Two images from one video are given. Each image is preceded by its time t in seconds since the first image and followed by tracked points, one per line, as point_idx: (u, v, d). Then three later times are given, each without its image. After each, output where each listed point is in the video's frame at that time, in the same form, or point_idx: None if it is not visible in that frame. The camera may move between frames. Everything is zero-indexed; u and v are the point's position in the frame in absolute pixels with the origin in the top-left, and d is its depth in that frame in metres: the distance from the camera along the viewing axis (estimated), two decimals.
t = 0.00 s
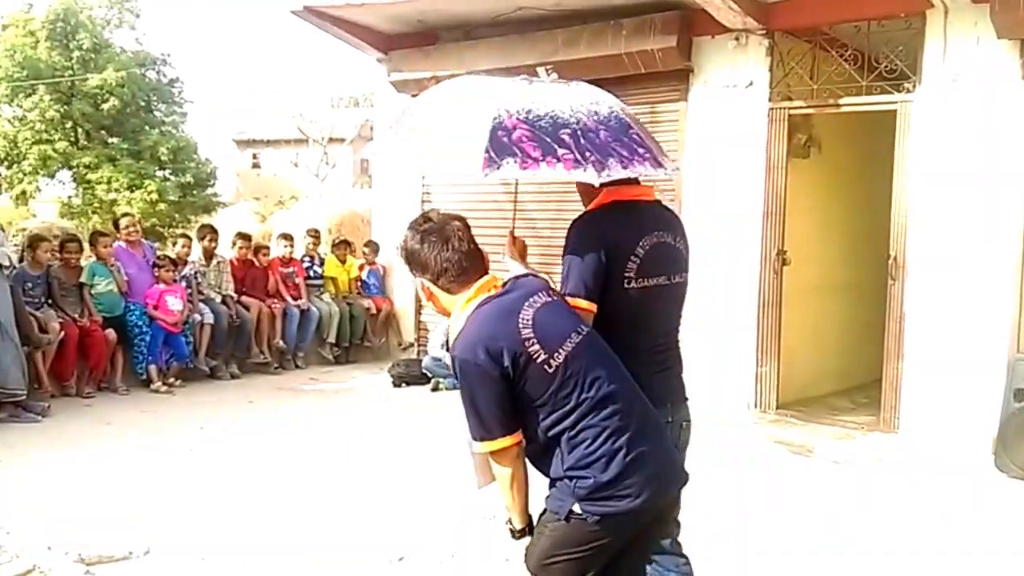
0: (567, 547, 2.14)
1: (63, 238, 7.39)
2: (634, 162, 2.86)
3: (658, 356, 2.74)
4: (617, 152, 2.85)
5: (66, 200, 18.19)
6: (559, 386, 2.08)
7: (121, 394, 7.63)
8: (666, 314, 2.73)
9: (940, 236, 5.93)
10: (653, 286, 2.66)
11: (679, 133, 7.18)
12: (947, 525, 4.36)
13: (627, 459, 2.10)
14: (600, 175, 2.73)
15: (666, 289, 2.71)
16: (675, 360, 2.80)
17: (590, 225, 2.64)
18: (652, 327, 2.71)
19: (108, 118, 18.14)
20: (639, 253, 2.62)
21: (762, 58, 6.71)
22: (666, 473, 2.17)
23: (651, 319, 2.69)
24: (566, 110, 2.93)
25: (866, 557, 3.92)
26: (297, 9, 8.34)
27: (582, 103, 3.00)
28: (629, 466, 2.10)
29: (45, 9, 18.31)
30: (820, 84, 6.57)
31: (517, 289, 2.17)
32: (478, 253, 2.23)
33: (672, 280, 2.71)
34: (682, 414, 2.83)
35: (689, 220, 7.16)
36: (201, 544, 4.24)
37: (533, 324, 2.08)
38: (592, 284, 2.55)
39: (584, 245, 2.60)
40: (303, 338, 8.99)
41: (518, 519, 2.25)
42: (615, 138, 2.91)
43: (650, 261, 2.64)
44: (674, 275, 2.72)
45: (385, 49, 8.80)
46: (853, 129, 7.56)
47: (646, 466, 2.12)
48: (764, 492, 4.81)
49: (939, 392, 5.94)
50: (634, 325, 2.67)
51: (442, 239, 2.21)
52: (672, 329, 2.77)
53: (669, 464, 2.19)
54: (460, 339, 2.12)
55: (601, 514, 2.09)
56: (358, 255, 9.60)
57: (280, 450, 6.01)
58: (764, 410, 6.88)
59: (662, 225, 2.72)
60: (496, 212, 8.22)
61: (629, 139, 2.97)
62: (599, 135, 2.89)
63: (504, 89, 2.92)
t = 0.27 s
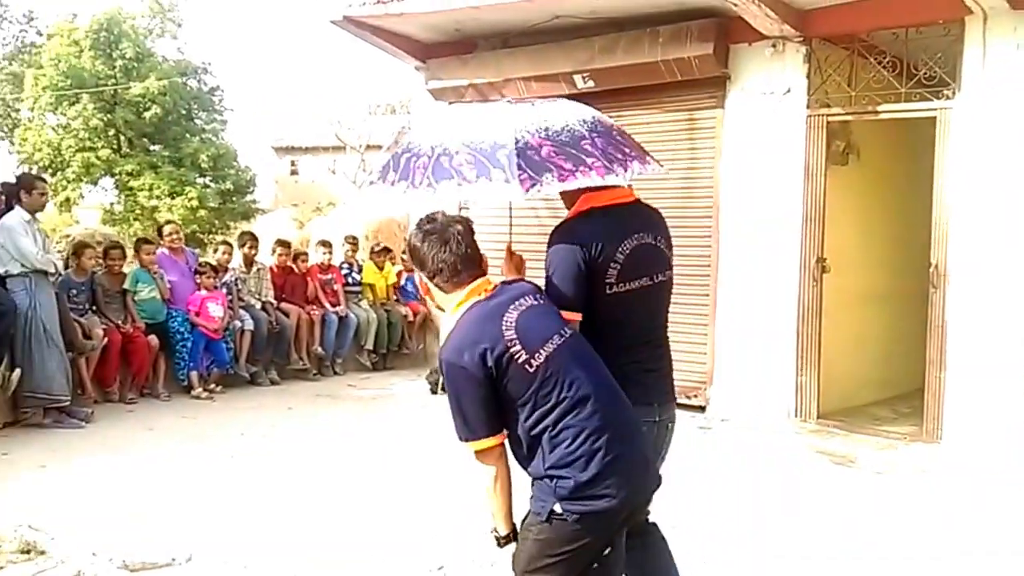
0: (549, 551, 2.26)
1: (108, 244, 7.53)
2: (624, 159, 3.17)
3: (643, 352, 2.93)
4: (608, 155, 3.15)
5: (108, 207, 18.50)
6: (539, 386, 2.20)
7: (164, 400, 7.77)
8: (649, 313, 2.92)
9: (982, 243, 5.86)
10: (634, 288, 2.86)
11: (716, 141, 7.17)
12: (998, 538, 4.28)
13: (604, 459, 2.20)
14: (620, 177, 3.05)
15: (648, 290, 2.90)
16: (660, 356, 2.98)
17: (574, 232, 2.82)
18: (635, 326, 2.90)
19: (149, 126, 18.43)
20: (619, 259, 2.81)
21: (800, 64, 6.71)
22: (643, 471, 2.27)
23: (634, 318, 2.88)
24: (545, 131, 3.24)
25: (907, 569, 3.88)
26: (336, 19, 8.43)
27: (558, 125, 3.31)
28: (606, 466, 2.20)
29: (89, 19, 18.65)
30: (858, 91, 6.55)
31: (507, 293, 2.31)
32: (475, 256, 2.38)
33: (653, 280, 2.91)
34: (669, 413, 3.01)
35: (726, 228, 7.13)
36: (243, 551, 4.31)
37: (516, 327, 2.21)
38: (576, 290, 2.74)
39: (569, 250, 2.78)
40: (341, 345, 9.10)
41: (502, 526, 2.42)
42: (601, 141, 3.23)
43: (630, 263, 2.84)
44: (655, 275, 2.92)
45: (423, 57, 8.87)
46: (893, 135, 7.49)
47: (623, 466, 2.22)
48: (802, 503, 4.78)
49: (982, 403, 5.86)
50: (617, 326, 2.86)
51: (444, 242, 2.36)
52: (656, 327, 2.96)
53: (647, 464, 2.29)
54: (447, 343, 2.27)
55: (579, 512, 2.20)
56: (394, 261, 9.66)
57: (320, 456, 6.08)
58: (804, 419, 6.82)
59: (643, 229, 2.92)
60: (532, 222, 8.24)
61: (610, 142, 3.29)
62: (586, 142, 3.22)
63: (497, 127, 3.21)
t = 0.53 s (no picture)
0: (503, 545, 2.36)
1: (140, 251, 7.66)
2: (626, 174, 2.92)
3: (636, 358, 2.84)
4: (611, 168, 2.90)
5: (139, 214, 18.67)
6: (506, 382, 2.32)
7: (194, 405, 7.84)
8: (642, 318, 2.84)
9: (1014, 249, 5.80)
10: (626, 293, 2.77)
11: (743, 147, 7.15)
12: None
13: (557, 461, 2.30)
14: (602, 196, 2.78)
15: (641, 295, 2.81)
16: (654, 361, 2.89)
17: (565, 238, 2.74)
18: (629, 331, 2.80)
19: (180, 134, 18.64)
20: (608, 264, 2.73)
21: (828, 71, 6.67)
22: (596, 480, 2.36)
23: (627, 324, 2.79)
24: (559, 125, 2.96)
25: None
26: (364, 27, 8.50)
27: (578, 122, 3.01)
28: (558, 467, 2.30)
29: (121, 28, 18.89)
30: (887, 98, 6.57)
31: (501, 291, 2.43)
32: (489, 252, 2.51)
33: (645, 285, 2.82)
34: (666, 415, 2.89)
35: (753, 235, 7.11)
36: (273, 557, 4.36)
37: (496, 323, 2.34)
38: (566, 298, 2.66)
39: (558, 256, 2.70)
40: (369, 351, 9.23)
41: (460, 508, 2.57)
42: (614, 150, 2.97)
43: (618, 268, 2.76)
44: (647, 280, 2.83)
45: (449, 65, 8.92)
46: (923, 141, 7.44)
47: (574, 472, 2.32)
48: (831, 511, 4.76)
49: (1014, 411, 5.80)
50: (610, 331, 2.76)
51: (459, 231, 2.49)
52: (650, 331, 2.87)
53: (601, 473, 2.38)
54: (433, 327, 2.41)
55: (527, 508, 2.31)
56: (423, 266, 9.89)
57: (349, 462, 6.12)
58: (835, 427, 6.76)
59: (634, 234, 2.84)
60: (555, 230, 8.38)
61: (629, 149, 3.04)
62: (592, 147, 2.93)
63: (504, 125, 2.94)
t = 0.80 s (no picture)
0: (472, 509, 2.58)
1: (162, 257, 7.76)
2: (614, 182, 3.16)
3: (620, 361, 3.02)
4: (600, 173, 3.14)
5: (162, 221, 18.94)
6: (487, 361, 2.55)
7: (216, 410, 7.93)
8: (626, 323, 3.01)
9: None
10: (613, 297, 2.95)
11: (760, 153, 7.18)
12: None
13: (530, 434, 2.53)
14: (586, 197, 3.05)
15: (627, 301, 2.99)
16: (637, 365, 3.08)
17: (562, 239, 2.94)
18: (614, 334, 2.99)
19: (201, 141, 18.82)
20: (601, 265, 2.92)
21: (844, 77, 6.69)
22: (568, 453, 2.59)
23: (612, 327, 2.97)
24: (557, 128, 3.25)
25: None
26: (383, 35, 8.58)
27: (576, 126, 3.30)
28: (530, 440, 2.53)
29: (142, 37, 19.08)
30: (903, 103, 6.64)
31: (485, 279, 2.65)
32: (468, 242, 2.74)
33: (632, 292, 3.00)
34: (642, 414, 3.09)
35: (770, 240, 7.13)
36: (293, 558, 4.41)
37: (479, 306, 2.57)
38: (555, 292, 2.85)
39: (555, 256, 2.90)
40: (388, 355, 9.34)
41: (440, 476, 2.77)
42: (605, 155, 3.23)
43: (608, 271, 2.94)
44: (635, 288, 3.01)
45: (467, 72, 9.00)
46: (939, 146, 7.45)
47: (546, 444, 2.54)
48: (846, 514, 4.76)
49: None
50: (595, 331, 2.94)
51: (441, 224, 2.73)
52: (633, 337, 3.06)
53: (573, 447, 2.61)
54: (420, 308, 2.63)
55: (497, 476, 2.53)
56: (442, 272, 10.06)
57: (367, 466, 6.18)
58: (851, 430, 6.76)
59: (625, 244, 3.03)
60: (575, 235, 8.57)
61: (620, 156, 3.31)
62: (584, 151, 3.20)
63: (507, 120, 3.26)
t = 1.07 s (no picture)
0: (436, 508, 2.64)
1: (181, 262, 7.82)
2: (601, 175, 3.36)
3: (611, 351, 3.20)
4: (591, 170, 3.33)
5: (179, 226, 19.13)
6: (446, 366, 2.61)
7: (234, 412, 8.01)
8: (617, 314, 3.20)
9: None
10: (605, 288, 3.13)
11: (774, 157, 7.21)
12: None
13: (484, 433, 2.60)
14: (568, 181, 3.25)
15: (618, 293, 3.18)
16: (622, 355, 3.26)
17: (557, 232, 3.13)
18: (604, 324, 3.15)
19: (218, 147, 18.98)
20: (593, 258, 3.10)
21: (858, 82, 6.72)
22: (522, 450, 2.66)
23: (604, 318, 3.15)
24: (540, 122, 3.52)
25: None
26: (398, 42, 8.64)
27: (555, 117, 3.59)
28: (485, 438, 2.60)
29: (160, 44, 19.25)
30: (918, 107, 6.64)
31: (442, 284, 2.72)
32: (427, 251, 2.78)
33: (621, 286, 3.18)
34: (620, 402, 3.25)
35: (783, 244, 7.15)
36: (310, 558, 4.47)
37: (436, 313, 2.62)
38: (549, 281, 3.02)
39: (550, 246, 3.08)
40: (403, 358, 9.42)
41: (410, 478, 2.79)
42: (585, 146, 3.47)
43: (598, 266, 3.12)
44: (625, 281, 3.19)
45: (481, 78, 9.06)
46: (952, 150, 7.46)
47: (502, 441, 2.62)
48: (858, 517, 4.77)
49: None
50: (590, 320, 3.12)
51: (396, 238, 2.77)
52: (622, 329, 3.24)
53: (529, 443, 2.68)
54: (377, 320, 2.67)
55: (456, 474, 2.61)
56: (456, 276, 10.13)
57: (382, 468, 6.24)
58: (864, 432, 6.76)
59: (618, 240, 3.22)
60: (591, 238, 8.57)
61: (597, 146, 3.56)
62: (565, 141, 3.45)
63: (491, 111, 3.55)
